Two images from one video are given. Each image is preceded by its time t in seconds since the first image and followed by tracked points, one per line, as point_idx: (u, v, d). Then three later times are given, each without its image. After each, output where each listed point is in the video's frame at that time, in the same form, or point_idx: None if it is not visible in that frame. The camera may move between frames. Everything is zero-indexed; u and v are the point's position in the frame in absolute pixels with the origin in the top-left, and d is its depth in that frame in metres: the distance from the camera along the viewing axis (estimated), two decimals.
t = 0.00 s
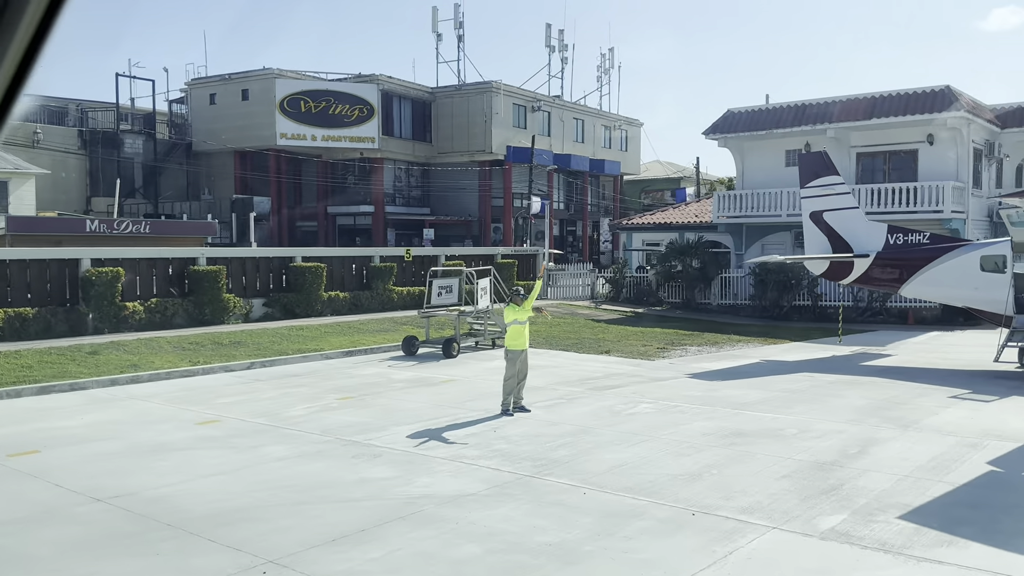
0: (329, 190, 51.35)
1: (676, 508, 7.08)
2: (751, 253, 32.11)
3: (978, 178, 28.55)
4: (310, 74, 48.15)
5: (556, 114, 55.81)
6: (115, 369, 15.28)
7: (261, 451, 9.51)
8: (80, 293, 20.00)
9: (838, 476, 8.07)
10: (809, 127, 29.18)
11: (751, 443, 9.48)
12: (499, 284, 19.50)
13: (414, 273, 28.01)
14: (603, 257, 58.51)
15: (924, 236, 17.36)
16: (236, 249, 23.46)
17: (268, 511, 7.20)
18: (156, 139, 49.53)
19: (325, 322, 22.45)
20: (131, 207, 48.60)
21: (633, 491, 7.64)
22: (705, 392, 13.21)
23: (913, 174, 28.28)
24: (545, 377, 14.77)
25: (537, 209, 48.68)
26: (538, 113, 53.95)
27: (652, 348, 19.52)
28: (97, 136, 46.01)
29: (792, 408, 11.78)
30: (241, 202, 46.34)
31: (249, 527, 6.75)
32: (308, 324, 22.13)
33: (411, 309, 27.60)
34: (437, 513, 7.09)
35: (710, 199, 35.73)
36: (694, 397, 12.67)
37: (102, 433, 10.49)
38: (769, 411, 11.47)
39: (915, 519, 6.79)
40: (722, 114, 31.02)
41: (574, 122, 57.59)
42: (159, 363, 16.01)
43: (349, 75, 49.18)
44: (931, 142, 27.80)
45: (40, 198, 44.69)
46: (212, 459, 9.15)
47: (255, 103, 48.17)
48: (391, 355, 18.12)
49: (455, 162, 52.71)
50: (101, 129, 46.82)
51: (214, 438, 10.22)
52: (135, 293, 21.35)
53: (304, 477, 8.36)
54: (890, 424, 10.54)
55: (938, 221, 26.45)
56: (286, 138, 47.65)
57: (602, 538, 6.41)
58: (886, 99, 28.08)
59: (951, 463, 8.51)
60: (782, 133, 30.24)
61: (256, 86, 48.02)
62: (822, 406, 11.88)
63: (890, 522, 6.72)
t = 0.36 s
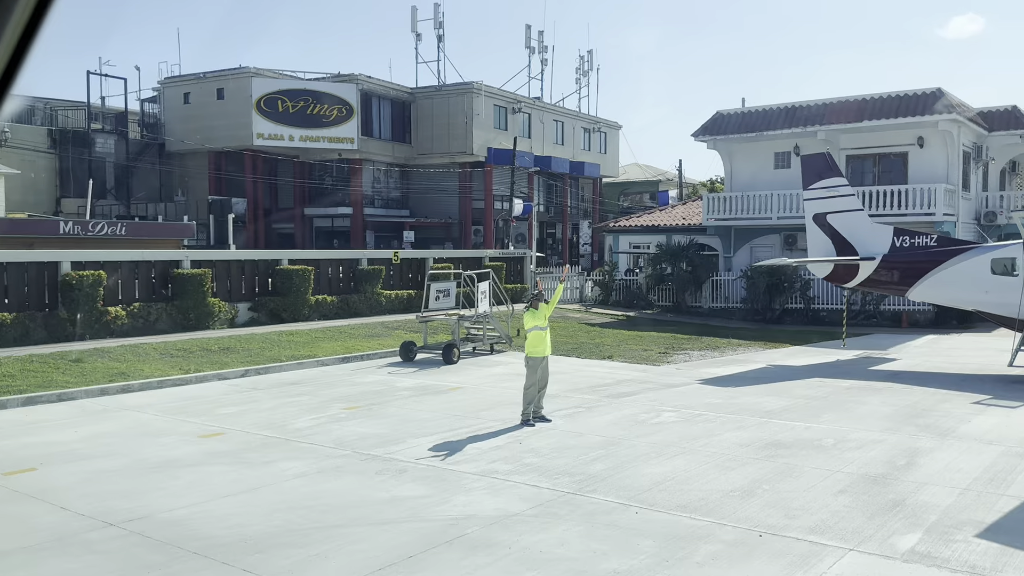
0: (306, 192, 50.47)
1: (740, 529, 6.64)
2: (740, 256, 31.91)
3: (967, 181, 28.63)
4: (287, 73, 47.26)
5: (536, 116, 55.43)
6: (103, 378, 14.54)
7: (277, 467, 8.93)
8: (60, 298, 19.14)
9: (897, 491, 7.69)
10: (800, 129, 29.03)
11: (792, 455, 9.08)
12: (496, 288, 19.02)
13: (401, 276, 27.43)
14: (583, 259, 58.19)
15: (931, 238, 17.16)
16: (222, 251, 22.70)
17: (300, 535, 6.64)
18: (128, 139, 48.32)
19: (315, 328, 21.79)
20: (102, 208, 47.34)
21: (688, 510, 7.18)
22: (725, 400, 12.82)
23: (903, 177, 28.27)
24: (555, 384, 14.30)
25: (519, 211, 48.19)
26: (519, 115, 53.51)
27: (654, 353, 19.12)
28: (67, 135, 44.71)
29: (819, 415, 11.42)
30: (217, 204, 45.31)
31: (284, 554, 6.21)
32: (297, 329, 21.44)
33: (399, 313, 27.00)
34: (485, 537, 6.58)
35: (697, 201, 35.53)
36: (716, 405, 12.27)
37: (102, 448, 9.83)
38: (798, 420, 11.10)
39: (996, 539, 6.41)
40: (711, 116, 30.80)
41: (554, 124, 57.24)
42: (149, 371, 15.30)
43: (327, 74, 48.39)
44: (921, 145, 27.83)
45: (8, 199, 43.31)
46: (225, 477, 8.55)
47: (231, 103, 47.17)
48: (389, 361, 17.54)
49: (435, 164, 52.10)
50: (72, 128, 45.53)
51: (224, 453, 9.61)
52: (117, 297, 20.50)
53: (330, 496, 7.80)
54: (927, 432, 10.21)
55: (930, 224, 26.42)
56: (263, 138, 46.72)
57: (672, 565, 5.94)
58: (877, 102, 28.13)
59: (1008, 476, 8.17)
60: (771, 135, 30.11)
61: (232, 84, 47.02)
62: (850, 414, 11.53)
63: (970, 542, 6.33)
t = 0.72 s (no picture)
0: (288, 193, 49.69)
1: (817, 550, 6.23)
2: (732, 259, 31.65)
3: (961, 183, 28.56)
4: (268, 72, 46.41)
5: (521, 117, 55.02)
6: (98, 386, 13.88)
7: (301, 483, 8.39)
8: (45, 302, 18.39)
9: (966, 505, 7.32)
10: (796, 130, 28.88)
11: (841, 466, 8.70)
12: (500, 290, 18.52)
13: (393, 279, 26.86)
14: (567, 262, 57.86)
15: (943, 240, 16.92)
16: (212, 254, 22.01)
17: (346, 561, 6.13)
18: (105, 139, 47.24)
19: (310, 332, 21.23)
20: (78, 210, 46.27)
21: (754, 528, 6.77)
22: (749, 406, 12.45)
23: (898, 179, 28.13)
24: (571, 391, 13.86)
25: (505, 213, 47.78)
26: (504, 116, 53.07)
27: (660, 357, 18.74)
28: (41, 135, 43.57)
29: (853, 423, 11.08)
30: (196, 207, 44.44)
31: None
32: (292, 334, 20.83)
33: (392, 317, 26.42)
34: (546, 560, 6.11)
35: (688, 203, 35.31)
36: (742, 412, 11.89)
37: (110, 463, 9.23)
38: (832, 427, 10.75)
39: None
40: (704, 117, 30.54)
41: (539, 126, 56.87)
42: (144, 379, 14.65)
43: (309, 74, 47.60)
44: (916, 147, 27.68)
45: None
46: (248, 494, 8.00)
47: (211, 102, 46.22)
48: (392, 367, 17.00)
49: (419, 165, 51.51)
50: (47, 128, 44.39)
51: (240, 467, 9.05)
52: (104, 302, 19.75)
53: (366, 515, 7.29)
54: (970, 441, 9.88)
55: (926, 226, 26.31)
56: (244, 138, 45.84)
57: None
58: (872, 104, 27.97)
59: None
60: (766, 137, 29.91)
61: (213, 83, 46.09)
62: (884, 421, 11.19)
63: None
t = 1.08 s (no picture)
0: (271, 195, 48.91)
1: (898, 570, 5.87)
2: (727, 261, 31.41)
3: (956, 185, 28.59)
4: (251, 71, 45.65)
5: (507, 119, 54.64)
6: (94, 395, 13.26)
7: (327, 499, 7.89)
8: (32, 307, 17.69)
9: None
10: (792, 132, 28.74)
11: (891, 477, 8.36)
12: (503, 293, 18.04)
13: (387, 283, 26.35)
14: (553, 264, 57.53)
15: (955, 241, 16.75)
16: (203, 257, 21.37)
17: None
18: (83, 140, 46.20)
19: (307, 337, 20.70)
20: (55, 212, 45.16)
21: (823, 547, 6.39)
22: (774, 413, 12.10)
23: (894, 180, 28.09)
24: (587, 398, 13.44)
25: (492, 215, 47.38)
26: (490, 117, 52.67)
27: (667, 360, 18.39)
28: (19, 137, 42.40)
29: (886, 430, 10.76)
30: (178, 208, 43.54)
31: None
32: (288, 339, 20.28)
33: (386, 320, 25.89)
34: None
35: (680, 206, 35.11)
36: (769, 419, 11.54)
37: (118, 478, 8.66)
38: (867, 435, 10.43)
39: None
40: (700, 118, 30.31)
41: (525, 127, 56.52)
42: (140, 387, 14.02)
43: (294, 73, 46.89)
44: (912, 148, 27.63)
45: None
46: (273, 511, 7.49)
47: (192, 101, 45.34)
48: (395, 373, 16.49)
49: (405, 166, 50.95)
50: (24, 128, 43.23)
51: (259, 482, 8.53)
52: (93, 307, 19.09)
53: (405, 535, 6.81)
54: (1013, 448, 9.59)
55: (924, 228, 26.24)
56: (227, 138, 45.02)
57: None
58: (868, 105, 27.86)
59: None
60: (761, 138, 29.77)
61: (195, 82, 45.26)
62: (917, 427, 10.87)
63: None
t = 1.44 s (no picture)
0: (252, 196, 48.19)
1: None
2: (719, 263, 31.20)
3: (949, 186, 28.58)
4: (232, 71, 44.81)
5: (492, 120, 54.23)
6: (87, 403, 12.66)
7: (352, 517, 7.43)
8: (15, 310, 17.00)
9: None
10: (787, 133, 28.58)
11: (938, 488, 8.06)
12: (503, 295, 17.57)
13: (379, 286, 25.86)
14: (538, 267, 57.23)
15: (963, 243, 16.60)
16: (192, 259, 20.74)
17: None
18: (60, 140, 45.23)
19: (300, 341, 20.21)
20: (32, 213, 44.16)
21: (891, 566, 6.05)
22: (796, 419, 11.79)
23: (888, 182, 28.02)
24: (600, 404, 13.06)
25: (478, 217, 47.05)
26: (476, 119, 52.25)
27: (671, 364, 18.07)
28: None
29: (915, 438, 10.49)
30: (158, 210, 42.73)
31: None
32: (282, 343, 19.80)
33: (377, 323, 25.37)
34: None
35: (672, 208, 34.94)
36: (792, 426, 11.22)
37: (125, 495, 8.14)
38: (898, 443, 10.14)
39: None
40: (693, 119, 30.08)
41: (510, 129, 56.16)
42: (134, 396, 13.42)
43: (277, 73, 46.15)
44: (906, 150, 27.60)
45: None
46: (297, 531, 7.03)
47: (172, 101, 44.30)
48: (398, 379, 16.02)
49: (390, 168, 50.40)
50: None
51: (275, 498, 8.05)
52: (79, 310, 18.43)
53: (445, 556, 6.37)
54: None
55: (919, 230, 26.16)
56: (208, 138, 44.16)
57: None
58: (861, 106, 27.75)
59: None
60: (754, 139, 29.56)
61: (174, 82, 44.18)
62: (947, 434, 10.59)
63: None
